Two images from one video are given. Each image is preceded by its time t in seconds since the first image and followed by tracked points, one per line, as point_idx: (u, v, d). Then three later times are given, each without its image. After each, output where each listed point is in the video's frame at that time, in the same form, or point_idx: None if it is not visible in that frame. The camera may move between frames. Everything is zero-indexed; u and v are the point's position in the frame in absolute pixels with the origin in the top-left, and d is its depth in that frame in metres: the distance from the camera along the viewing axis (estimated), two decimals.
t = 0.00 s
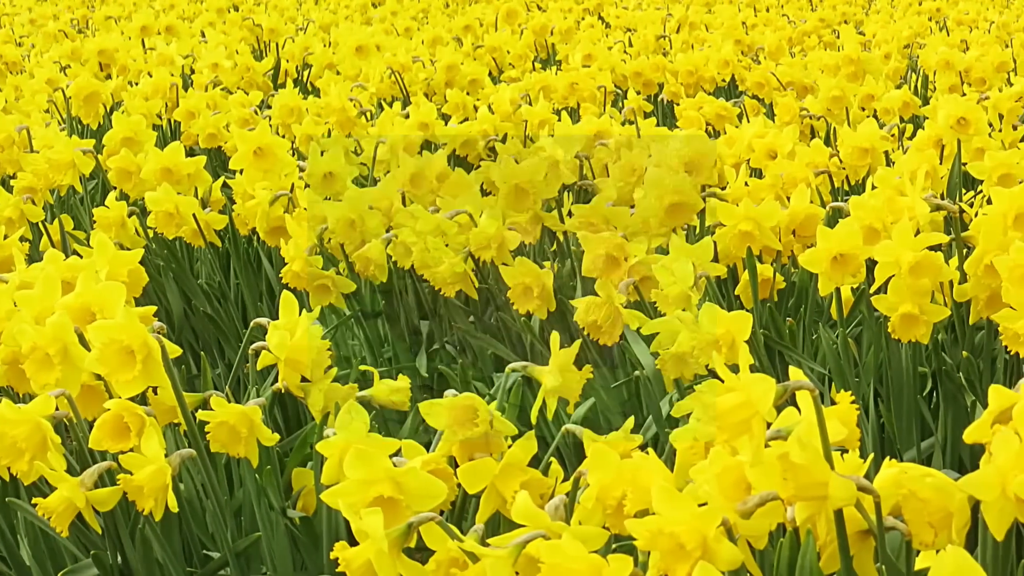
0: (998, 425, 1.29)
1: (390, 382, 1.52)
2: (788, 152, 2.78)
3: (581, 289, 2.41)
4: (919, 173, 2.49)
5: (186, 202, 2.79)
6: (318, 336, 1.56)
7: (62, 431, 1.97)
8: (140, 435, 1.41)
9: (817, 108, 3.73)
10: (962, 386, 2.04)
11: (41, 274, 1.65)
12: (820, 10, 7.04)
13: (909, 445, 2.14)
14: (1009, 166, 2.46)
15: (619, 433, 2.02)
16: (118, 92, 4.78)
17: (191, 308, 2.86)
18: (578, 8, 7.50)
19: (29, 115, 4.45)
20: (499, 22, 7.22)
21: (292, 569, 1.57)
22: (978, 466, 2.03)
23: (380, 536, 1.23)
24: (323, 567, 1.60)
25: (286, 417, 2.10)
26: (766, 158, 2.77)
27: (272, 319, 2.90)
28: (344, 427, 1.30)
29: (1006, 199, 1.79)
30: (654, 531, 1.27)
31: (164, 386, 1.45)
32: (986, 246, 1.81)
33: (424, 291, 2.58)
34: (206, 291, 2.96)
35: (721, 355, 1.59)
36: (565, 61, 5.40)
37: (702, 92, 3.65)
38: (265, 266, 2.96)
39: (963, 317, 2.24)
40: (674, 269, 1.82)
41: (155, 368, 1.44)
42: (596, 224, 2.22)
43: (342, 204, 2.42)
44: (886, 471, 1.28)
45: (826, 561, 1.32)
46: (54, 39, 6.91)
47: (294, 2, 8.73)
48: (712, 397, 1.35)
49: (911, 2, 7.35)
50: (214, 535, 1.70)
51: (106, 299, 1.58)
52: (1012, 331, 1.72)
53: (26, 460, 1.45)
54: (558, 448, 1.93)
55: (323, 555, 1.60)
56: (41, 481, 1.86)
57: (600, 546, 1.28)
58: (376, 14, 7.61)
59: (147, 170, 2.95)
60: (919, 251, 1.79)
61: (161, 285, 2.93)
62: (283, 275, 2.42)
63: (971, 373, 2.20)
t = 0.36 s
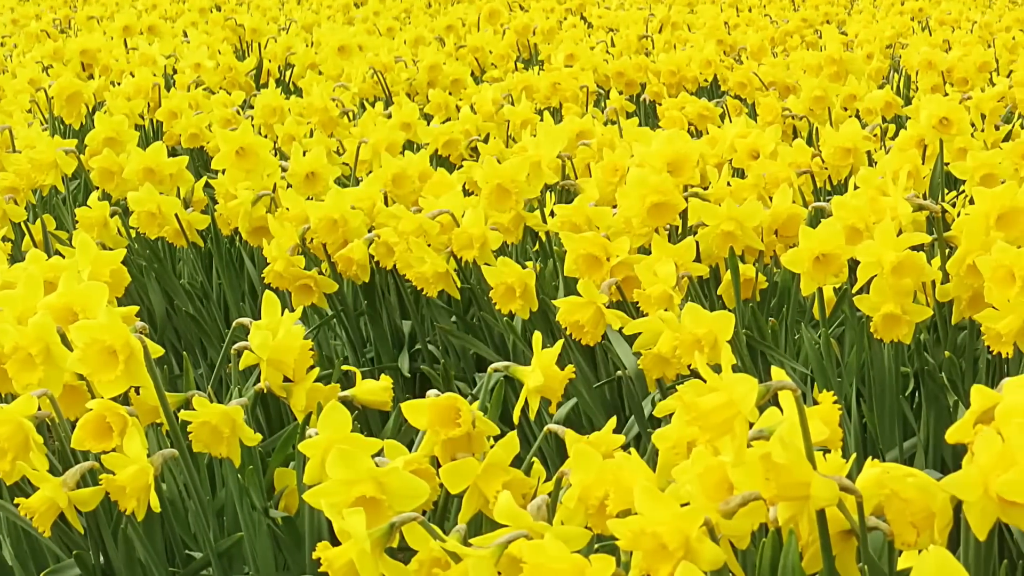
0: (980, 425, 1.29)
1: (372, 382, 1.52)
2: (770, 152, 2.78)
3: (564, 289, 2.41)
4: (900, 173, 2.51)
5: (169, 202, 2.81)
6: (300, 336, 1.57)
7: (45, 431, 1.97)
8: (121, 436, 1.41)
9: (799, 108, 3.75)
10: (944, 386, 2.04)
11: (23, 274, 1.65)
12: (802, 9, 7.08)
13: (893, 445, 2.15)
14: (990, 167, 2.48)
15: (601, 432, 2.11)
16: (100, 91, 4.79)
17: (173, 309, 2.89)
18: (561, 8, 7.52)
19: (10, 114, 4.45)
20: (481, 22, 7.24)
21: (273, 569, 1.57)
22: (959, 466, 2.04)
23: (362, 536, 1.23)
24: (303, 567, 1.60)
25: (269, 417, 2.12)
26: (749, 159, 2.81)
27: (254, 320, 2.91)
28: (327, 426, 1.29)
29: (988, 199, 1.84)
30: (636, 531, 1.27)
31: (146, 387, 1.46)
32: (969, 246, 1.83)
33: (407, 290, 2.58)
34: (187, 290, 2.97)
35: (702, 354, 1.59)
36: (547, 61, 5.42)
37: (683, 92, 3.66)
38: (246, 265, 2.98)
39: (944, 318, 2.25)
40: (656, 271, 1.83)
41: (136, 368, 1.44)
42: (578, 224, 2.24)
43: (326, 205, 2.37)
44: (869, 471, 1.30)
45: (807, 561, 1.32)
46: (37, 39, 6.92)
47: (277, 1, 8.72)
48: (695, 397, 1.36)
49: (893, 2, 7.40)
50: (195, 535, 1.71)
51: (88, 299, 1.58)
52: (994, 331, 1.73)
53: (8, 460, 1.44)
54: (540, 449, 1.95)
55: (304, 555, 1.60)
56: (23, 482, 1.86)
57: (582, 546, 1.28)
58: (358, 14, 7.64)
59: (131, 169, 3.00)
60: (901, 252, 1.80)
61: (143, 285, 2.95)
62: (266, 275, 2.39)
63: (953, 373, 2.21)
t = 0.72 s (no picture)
0: (962, 425, 1.29)
1: (354, 381, 1.52)
2: (752, 151, 2.78)
3: (547, 288, 2.42)
4: (882, 173, 2.52)
5: (152, 202, 2.83)
6: (281, 336, 1.57)
7: (27, 431, 1.97)
8: (104, 435, 1.43)
9: (781, 108, 3.76)
10: (926, 385, 2.06)
11: (4, 274, 1.65)
12: (783, 10, 7.11)
13: (875, 445, 2.16)
14: (973, 166, 2.51)
15: (583, 433, 2.11)
16: (82, 92, 4.79)
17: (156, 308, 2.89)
18: (543, 8, 7.53)
19: None
20: (464, 22, 7.26)
21: (256, 569, 1.57)
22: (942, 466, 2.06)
23: (345, 536, 1.23)
24: (286, 567, 1.60)
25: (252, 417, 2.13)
26: (731, 159, 2.82)
27: (236, 320, 2.91)
28: (309, 427, 1.30)
29: (970, 199, 1.88)
30: (618, 532, 1.27)
31: (128, 387, 1.47)
32: (951, 246, 1.83)
33: (390, 290, 2.59)
34: (169, 290, 2.97)
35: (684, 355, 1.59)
36: (529, 61, 5.43)
37: (666, 93, 3.67)
38: (229, 265, 2.98)
39: (927, 317, 2.26)
40: (638, 271, 1.83)
41: (119, 368, 1.45)
42: (560, 224, 2.24)
43: (307, 205, 2.37)
44: (851, 470, 1.29)
45: (790, 561, 1.32)
46: (19, 39, 6.91)
47: (259, 0, 8.71)
48: (677, 397, 1.35)
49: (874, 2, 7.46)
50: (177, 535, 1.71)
51: (71, 299, 1.58)
52: (977, 331, 1.74)
53: None
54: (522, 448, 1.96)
55: (287, 554, 1.60)
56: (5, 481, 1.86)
57: (564, 545, 1.28)
58: (341, 14, 7.67)
59: (112, 169, 3.05)
60: (883, 251, 1.79)
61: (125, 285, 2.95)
62: (249, 275, 2.40)
63: (936, 373, 2.23)
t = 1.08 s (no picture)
0: (944, 424, 1.30)
1: (337, 382, 1.53)
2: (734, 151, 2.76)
3: (529, 288, 2.43)
4: (865, 173, 2.53)
5: (134, 202, 2.85)
6: (264, 336, 1.57)
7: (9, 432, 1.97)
8: (86, 435, 1.44)
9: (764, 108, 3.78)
10: (908, 386, 2.07)
11: None
12: (766, 9, 7.13)
13: (858, 445, 2.17)
14: (955, 167, 2.55)
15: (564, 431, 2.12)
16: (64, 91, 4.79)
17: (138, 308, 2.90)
18: (526, 8, 7.56)
19: None
20: (446, 22, 7.28)
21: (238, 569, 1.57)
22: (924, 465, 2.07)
23: (327, 536, 1.23)
24: (269, 567, 1.60)
25: (235, 419, 2.14)
26: (713, 159, 2.83)
27: (219, 319, 2.92)
28: (291, 427, 1.30)
29: (952, 200, 1.88)
30: (601, 532, 1.27)
31: (111, 387, 1.47)
32: (933, 246, 1.84)
33: (372, 290, 2.59)
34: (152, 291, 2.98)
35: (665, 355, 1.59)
36: (512, 61, 5.45)
37: (649, 93, 3.68)
38: (211, 265, 2.99)
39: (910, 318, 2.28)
40: (620, 270, 1.83)
41: (101, 368, 1.46)
42: (543, 224, 2.25)
43: (290, 205, 2.37)
44: (833, 471, 1.28)
45: (772, 561, 1.32)
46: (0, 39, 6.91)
47: (241, 1, 8.72)
48: (659, 397, 1.36)
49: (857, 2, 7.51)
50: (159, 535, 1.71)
51: (53, 299, 1.58)
52: (959, 331, 1.76)
53: None
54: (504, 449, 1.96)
55: (270, 554, 1.60)
56: None
57: (547, 546, 1.28)
58: (323, 14, 7.71)
59: (95, 169, 3.05)
60: (865, 252, 1.82)
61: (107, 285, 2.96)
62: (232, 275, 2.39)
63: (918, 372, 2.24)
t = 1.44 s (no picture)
0: (927, 425, 1.30)
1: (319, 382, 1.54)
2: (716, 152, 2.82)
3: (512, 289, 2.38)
4: (846, 173, 2.55)
5: (116, 202, 2.87)
6: (246, 336, 1.57)
7: None
8: (68, 435, 1.45)
9: (746, 108, 3.79)
10: (891, 386, 2.11)
11: None
12: (748, 9, 7.17)
13: (840, 445, 2.20)
14: (937, 167, 2.58)
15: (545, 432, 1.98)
16: (47, 92, 4.80)
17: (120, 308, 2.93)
18: (508, 8, 7.59)
19: None
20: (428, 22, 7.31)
21: (220, 569, 1.58)
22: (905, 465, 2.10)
23: (309, 535, 1.23)
24: (250, 568, 1.60)
25: (216, 418, 2.14)
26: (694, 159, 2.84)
27: (201, 320, 2.94)
28: (274, 427, 1.30)
29: (935, 199, 1.89)
30: (583, 532, 1.26)
31: (93, 387, 1.48)
32: (916, 247, 1.87)
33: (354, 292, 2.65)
34: (134, 291, 3.01)
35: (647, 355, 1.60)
36: (494, 61, 5.48)
37: (631, 93, 3.70)
38: (193, 265, 3.01)
39: (892, 318, 2.31)
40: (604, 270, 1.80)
41: (83, 368, 1.46)
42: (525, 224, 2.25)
43: (271, 204, 2.33)
44: (816, 471, 1.29)
45: (754, 562, 1.32)
46: None
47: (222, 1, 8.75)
48: (641, 397, 1.41)
49: (839, 2, 7.58)
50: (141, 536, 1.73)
51: (35, 298, 1.58)
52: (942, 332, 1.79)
53: None
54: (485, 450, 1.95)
55: (252, 555, 1.60)
56: None
57: (529, 545, 1.28)
58: (304, 15, 7.75)
59: (77, 169, 3.08)
60: (847, 251, 1.84)
61: (89, 285, 2.99)
62: (214, 275, 2.46)
63: (900, 373, 2.28)
